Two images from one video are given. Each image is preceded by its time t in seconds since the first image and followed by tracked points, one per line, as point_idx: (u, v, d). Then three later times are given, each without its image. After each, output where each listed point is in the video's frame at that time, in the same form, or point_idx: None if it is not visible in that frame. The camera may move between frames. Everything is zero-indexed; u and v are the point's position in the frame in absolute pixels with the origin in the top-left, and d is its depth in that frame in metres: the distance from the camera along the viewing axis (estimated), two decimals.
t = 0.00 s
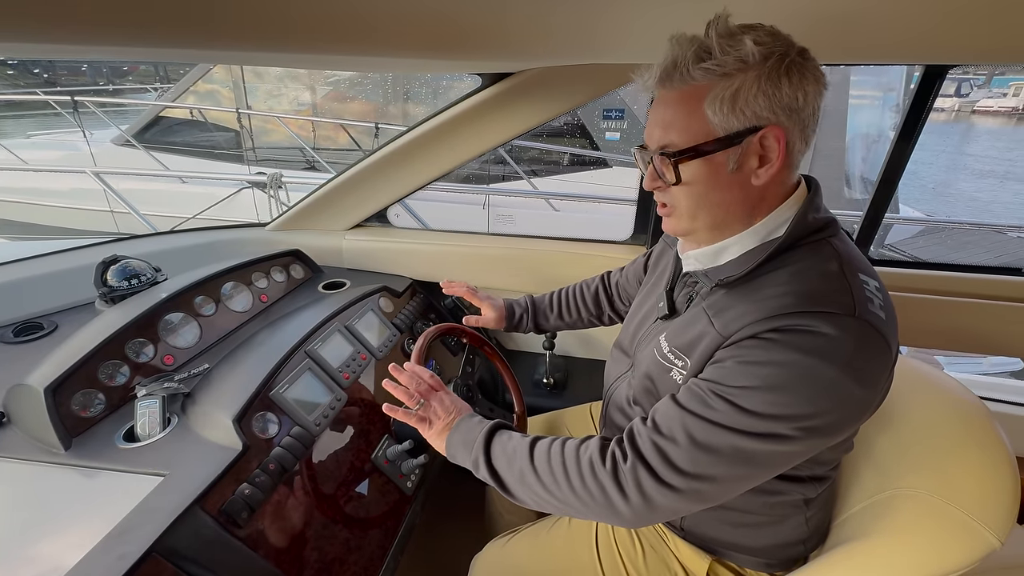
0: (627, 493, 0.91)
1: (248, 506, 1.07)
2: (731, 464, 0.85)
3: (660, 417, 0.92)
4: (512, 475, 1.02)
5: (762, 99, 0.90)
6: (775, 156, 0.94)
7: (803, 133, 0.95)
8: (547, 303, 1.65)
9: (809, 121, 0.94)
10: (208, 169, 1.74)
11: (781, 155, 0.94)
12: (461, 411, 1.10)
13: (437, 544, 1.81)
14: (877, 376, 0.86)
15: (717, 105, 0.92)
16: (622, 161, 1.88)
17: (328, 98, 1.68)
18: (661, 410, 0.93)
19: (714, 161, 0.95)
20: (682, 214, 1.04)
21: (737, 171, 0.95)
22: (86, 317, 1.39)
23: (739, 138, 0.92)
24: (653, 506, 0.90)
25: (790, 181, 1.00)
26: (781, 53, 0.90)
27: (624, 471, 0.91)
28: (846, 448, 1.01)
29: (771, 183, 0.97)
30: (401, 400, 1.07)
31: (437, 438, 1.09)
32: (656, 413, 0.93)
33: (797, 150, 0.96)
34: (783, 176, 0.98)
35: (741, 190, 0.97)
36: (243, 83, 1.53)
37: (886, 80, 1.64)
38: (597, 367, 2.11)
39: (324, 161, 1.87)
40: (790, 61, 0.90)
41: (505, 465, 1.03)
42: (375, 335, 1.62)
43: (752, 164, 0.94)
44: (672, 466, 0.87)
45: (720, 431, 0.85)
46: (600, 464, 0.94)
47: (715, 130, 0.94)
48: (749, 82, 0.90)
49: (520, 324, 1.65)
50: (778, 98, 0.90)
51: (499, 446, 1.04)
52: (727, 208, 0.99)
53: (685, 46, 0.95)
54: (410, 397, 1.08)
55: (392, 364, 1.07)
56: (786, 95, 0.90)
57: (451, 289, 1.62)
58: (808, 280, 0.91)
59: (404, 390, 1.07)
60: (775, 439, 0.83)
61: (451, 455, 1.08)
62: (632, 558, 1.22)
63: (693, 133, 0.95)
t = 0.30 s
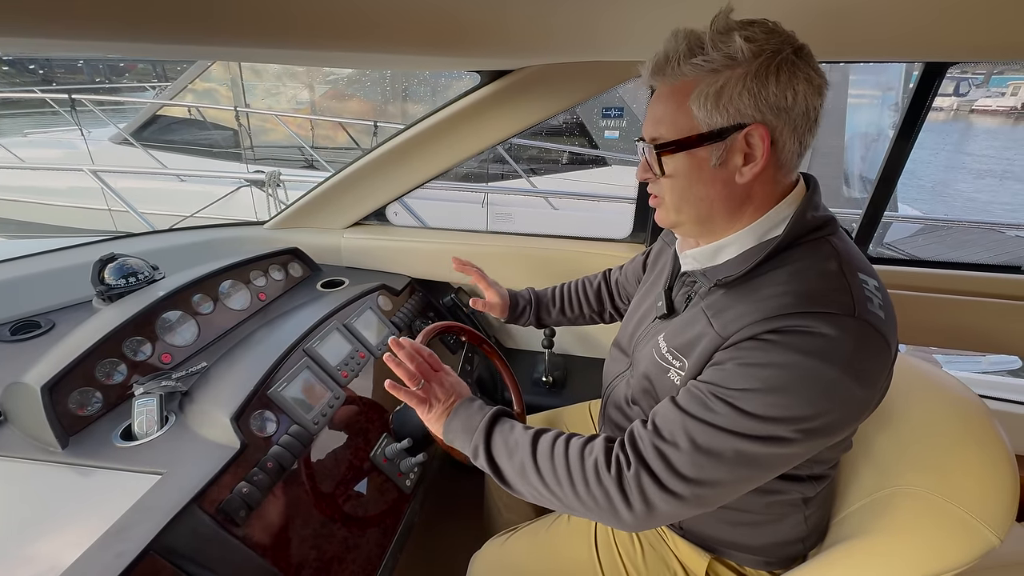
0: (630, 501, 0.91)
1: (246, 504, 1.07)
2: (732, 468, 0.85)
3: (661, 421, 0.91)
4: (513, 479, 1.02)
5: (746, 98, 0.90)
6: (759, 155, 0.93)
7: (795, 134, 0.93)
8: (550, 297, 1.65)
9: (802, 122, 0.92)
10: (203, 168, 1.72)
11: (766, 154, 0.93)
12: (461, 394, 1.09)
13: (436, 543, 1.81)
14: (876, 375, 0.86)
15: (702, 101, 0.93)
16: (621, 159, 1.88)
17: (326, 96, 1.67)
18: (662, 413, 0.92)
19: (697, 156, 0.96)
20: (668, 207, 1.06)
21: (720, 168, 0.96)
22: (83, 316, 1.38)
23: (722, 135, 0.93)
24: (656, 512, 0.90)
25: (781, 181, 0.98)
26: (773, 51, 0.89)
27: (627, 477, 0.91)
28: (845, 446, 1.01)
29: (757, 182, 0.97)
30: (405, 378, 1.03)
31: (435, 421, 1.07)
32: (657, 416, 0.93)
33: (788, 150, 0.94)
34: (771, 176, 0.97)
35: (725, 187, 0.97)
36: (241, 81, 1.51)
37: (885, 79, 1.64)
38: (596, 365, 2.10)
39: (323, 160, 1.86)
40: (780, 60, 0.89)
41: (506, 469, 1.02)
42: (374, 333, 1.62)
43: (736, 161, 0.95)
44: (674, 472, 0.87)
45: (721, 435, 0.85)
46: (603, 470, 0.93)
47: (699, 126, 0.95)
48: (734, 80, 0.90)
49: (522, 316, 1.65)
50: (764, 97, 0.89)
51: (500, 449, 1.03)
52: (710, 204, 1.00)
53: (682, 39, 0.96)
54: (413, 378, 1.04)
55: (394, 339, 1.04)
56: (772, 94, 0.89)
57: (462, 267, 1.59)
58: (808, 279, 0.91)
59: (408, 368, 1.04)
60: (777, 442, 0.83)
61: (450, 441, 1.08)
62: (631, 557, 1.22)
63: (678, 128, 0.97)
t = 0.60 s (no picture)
0: (628, 500, 0.91)
1: (245, 502, 1.07)
2: (731, 467, 0.85)
3: (660, 421, 0.91)
4: (512, 478, 1.02)
5: (745, 92, 0.90)
6: (756, 152, 0.93)
7: (794, 133, 0.92)
8: (547, 301, 1.65)
9: (803, 121, 0.92)
10: (203, 165, 1.68)
11: (763, 152, 0.93)
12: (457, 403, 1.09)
13: (436, 541, 1.81)
14: (876, 374, 0.85)
15: (702, 93, 0.93)
16: (621, 157, 1.88)
17: (326, 95, 1.65)
18: (660, 414, 0.92)
19: (695, 149, 0.97)
20: (664, 198, 1.06)
21: (716, 162, 0.96)
22: (82, 314, 1.38)
23: (720, 128, 0.93)
24: (655, 512, 0.90)
25: (779, 180, 0.98)
26: (777, 46, 0.88)
27: (625, 477, 0.91)
28: (845, 445, 1.01)
29: (754, 179, 0.96)
30: (400, 389, 1.04)
31: (433, 431, 1.07)
32: (655, 416, 0.93)
33: (786, 149, 0.94)
34: (768, 174, 0.96)
35: (720, 182, 0.98)
36: (240, 79, 1.54)
37: (885, 78, 1.64)
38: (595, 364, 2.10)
39: (323, 158, 1.86)
40: (783, 56, 0.88)
41: (505, 469, 1.02)
42: (373, 332, 1.62)
43: (733, 156, 0.95)
44: (673, 472, 0.87)
45: (720, 435, 0.85)
46: (602, 470, 0.93)
47: (697, 118, 0.95)
48: (735, 73, 0.90)
49: (520, 320, 1.64)
50: (763, 92, 0.89)
51: (498, 449, 1.03)
52: (705, 198, 1.00)
53: (687, 31, 0.96)
54: (409, 389, 1.04)
55: (388, 351, 1.04)
56: (772, 90, 0.89)
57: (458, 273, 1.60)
58: (807, 278, 0.90)
59: (404, 380, 1.04)
60: (776, 442, 0.83)
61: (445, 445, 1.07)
62: (631, 556, 1.21)
63: (678, 120, 0.98)
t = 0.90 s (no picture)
0: (626, 497, 0.91)
1: (245, 499, 1.07)
2: (729, 464, 0.85)
3: (658, 418, 0.91)
4: (510, 474, 1.02)
5: (735, 93, 0.89)
6: (748, 151, 0.92)
7: (788, 131, 0.90)
8: (546, 298, 1.66)
9: (797, 120, 0.90)
10: (205, 163, 1.70)
11: (755, 151, 0.92)
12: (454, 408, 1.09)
13: (435, 539, 1.80)
14: (874, 371, 0.85)
15: (694, 94, 0.93)
16: (620, 156, 1.88)
17: (326, 92, 1.65)
18: (658, 411, 0.92)
19: (687, 148, 0.97)
20: (662, 196, 1.07)
21: (709, 161, 0.96)
22: (81, 311, 1.38)
23: (711, 129, 0.93)
24: (653, 509, 0.90)
25: (775, 179, 0.97)
26: (769, 45, 0.87)
27: (622, 474, 0.91)
28: (844, 442, 1.01)
29: (748, 178, 0.95)
30: (396, 396, 1.04)
31: (431, 436, 1.07)
32: (654, 413, 0.93)
33: (781, 148, 0.92)
34: (763, 173, 0.95)
35: (714, 181, 0.97)
36: (239, 77, 1.55)
37: (885, 77, 1.64)
38: (595, 362, 2.10)
39: (322, 156, 1.86)
40: (775, 55, 0.86)
41: (503, 464, 1.02)
42: (373, 329, 1.62)
43: (725, 156, 0.94)
44: (671, 469, 0.87)
45: (718, 432, 0.85)
46: (600, 467, 0.94)
47: (690, 119, 0.95)
48: (726, 74, 0.89)
49: (520, 318, 1.65)
50: (753, 93, 0.88)
51: (496, 446, 1.03)
52: (700, 197, 1.00)
53: (682, 29, 0.95)
54: (406, 395, 1.04)
55: (384, 358, 1.04)
56: (763, 90, 0.88)
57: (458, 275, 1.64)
58: (805, 275, 0.90)
59: (400, 386, 1.05)
60: (774, 439, 0.83)
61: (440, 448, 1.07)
62: (630, 553, 1.21)
63: (672, 119, 0.98)
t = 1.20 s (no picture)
0: (625, 498, 0.91)
1: (244, 497, 1.07)
2: (727, 464, 0.85)
3: (656, 418, 0.92)
4: (509, 474, 1.02)
5: (718, 99, 0.89)
6: (736, 153, 0.92)
7: (776, 132, 0.90)
8: (551, 293, 1.66)
9: (784, 120, 0.89)
10: (204, 161, 1.69)
11: (744, 153, 0.92)
12: (454, 398, 1.09)
13: (434, 537, 1.81)
14: (871, 370, 0.85)
15: (678, 101, 0.94)
16: (620, 155, 1.87)
17: (325, 91, 1.64)
18: (656, 411, 0.92)
19: (676, 154, 0.97)
20: (657, 201, 1.08)
21: (698, 166, 0.96)
22: (80, 309, 1.37)
23: (698, 134, 0.93)
24: (651, 509, 0.90)
25: (768, 179, 0.96)
26: (749, 49, 0.87)
27: (621, 474, 0.91)
28: (842, 441, 1.02)
29: (739, 180, 0.95)
30: (397, 383, 1.04)
31: (431, 426, 1.07)
32: (652, 413, 0.93)
33: (771, 149, 0.92)
34: (755, 174, 0.95)
35: (704, 184, 0.97)
36: (238, 75, 1.53)
37: (885, 76, 1.64)
38: (594, 360, 2.11)
39: (321, 154, 1.85)
40: (756, 58, 0.87)
41: (503, 463, 1.02)
42: (373, 327, 1.62)
43: (714, 159, 0.94)
44: (669, 469, 0.87)
45: (715, 432, 0.85)
46: (599, 467, 0.94)
47: (676, 125, 0.96)
48: (708, 80, 0.90)
49: (524, 311, 1.66)
50: (736, 98, 0.88)
51: (495, 445, 1.03)
52: (691, 201, 1.00)
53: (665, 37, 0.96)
54: (407, 383, 1.04)
55: (388, 345, 1.03)
56: (746, 94, 0.88)
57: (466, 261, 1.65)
58: (802, 274, 0.90)
59: (401, 374, 1.04)
60: (770, 439, 0.83)
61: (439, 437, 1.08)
62: (629, 551, 1.22)
63: (659, 126, 0.98)
